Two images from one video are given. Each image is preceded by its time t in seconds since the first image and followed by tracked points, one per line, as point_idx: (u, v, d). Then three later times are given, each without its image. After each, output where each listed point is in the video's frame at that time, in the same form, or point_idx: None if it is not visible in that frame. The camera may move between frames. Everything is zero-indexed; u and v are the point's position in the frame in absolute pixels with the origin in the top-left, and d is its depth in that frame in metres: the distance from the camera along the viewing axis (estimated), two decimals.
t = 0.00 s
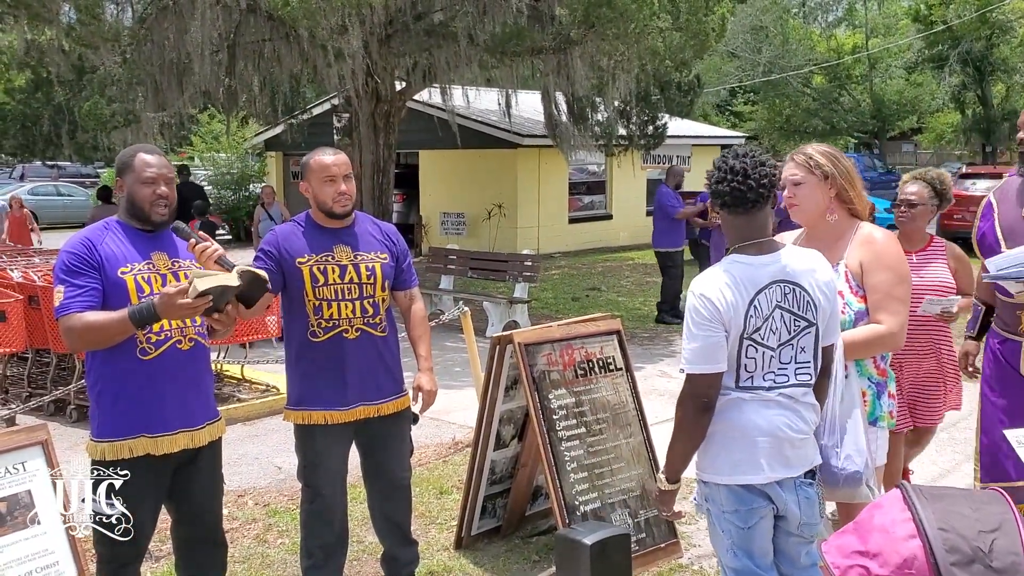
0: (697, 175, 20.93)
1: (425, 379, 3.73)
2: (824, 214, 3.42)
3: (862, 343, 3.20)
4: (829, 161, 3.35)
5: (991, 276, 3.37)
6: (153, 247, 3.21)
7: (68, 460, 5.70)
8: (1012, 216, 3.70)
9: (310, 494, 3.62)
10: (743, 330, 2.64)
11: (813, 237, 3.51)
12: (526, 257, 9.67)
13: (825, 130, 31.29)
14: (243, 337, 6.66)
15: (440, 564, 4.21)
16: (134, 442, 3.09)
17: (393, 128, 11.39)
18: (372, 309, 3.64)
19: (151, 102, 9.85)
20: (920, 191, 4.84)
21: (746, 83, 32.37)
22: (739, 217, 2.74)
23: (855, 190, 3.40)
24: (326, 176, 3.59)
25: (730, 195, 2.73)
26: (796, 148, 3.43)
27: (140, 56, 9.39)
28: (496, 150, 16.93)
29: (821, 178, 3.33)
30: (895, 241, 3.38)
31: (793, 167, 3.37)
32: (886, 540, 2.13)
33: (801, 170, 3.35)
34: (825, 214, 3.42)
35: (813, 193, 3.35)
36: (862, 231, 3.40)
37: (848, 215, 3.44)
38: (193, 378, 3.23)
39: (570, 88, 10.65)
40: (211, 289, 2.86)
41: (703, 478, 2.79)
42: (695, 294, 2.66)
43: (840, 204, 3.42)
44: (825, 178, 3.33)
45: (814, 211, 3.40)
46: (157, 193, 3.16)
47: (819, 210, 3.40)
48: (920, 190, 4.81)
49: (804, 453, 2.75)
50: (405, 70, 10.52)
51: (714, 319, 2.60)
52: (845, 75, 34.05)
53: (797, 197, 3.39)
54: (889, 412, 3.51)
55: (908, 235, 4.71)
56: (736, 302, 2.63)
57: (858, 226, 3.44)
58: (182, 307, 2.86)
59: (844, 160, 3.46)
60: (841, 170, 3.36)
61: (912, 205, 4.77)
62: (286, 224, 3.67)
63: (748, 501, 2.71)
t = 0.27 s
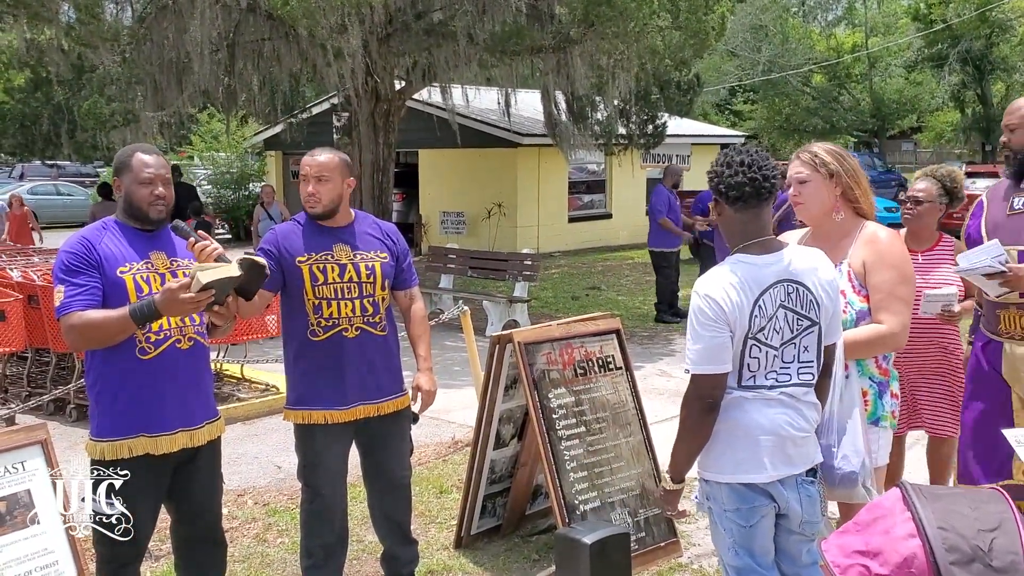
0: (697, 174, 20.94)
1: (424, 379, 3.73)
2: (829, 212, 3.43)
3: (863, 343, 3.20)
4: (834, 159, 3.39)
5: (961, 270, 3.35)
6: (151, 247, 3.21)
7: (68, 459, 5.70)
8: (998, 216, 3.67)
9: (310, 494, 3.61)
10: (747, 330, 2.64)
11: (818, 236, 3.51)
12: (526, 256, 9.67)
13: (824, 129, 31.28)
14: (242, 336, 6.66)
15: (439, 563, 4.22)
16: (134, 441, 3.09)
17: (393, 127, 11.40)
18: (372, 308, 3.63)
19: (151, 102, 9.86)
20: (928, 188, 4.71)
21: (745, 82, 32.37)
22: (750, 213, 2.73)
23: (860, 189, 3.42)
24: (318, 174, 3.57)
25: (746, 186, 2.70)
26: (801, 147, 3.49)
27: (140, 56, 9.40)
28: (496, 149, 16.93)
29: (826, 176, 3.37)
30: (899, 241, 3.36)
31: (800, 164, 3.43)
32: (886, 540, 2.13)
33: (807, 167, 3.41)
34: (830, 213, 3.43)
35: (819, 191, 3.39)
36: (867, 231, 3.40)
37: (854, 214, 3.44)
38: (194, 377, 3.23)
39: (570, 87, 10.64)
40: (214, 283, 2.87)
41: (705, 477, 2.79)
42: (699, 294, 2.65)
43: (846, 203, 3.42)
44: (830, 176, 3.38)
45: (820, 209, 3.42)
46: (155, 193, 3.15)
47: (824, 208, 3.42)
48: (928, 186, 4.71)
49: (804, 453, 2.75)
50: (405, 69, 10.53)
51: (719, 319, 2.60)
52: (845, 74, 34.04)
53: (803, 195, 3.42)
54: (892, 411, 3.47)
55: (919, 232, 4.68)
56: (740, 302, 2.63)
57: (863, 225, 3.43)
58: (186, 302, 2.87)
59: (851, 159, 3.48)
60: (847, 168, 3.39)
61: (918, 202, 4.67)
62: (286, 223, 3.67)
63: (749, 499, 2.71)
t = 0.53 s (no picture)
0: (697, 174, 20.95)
1: (424, 379, 3.73)
2: (834, 211, 3.43)
3: (866, 344, 3.20)
4: (840, 158, 3.40)
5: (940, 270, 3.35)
6: (151, 246, 3.21)
7: (68, 459, 5.70)
8: (996, 214, 3.63)
9: (310, 493, 3.61)
10: (755, 330, 2.64)
11: (823, 234, 3.51)
12: (525, 256, 9.66)
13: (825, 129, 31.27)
14: (242, 337, 6.66)
15: (440, 563, 4.22)
16: (136, 440, 3.09)
17: (393, 127, 11.39)
18: (372, 308, 3.63)
19: (151, 101, 9.85)
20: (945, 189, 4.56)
21: (745, 82, 32.40)
22: (759, 213, 2.73)
23: (865, 188, 3.42)
24: (323, 175, 3.57)
25: (759, 184, 2.69)
26: (807, 145, 3.50)
27: (139, 56, 9.40)
28: (496, 149, 16.93)
29: (832, 175, 3.38)
30: (903, 241, 3.36)
31: (805, 163, 3.43)
32: (884, 539, 2.13)
33: (812, 166, 3.41)
34: (836, 212, 3.43)
35: (825, 189, 3.39)
36: (871, 230, 3.39)
37: (859, 213, 3.45)
38: (195, 376, 3.24)
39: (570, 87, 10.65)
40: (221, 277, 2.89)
41: (708, 477, 2.78)
42: (707, 294, 2.64)
43: (851, 203, 3.42)
44: (836, 175, 3.38)
45: (825, 208, 3.42)
46: (155, 194, 3.15)
47: (828, 207, 3.43)
48: (946, 188, 4.53)
49: (806, 452, 2.76)
50: (405, 69, 10.54)
51: (728, 319, 2.59)
52: (845, 75, 34.06)
53: (808, 193, 3.43)
54: (895, 411, 3.47)
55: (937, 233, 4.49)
56: (748, 302, 2.63)
57: (867, 225, 3.43)
58: (192, 297, 2.88)
59: (857, 158, 3.49)
60: (853, 167, 3.40)
61: (936, 203, 4.50)
62: (286, 223, 3.67)
63: (752, 499, 2.72)
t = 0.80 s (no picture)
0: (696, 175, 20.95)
1: (423, 380, 3.73)
2: (837, 212, 3.43)
3: (868, 345, 3.20)
4: (843, 159, 3.40)
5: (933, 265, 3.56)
6: (151, 247, 3.21)
7: (67, 460, 5.70)
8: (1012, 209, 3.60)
9: (309, 494, 3.61)
10: (758, 330, 2.65)
11: (826, 235, 3.52)
12: (524, 256, 9.66)
13: (824, 129, 31.27)
14: (241, 337, 6.66)
15: (439, 563, 4.22)
16: (136, 441, 3.09)
17: (392, 127, 11.39)
18: (371, 308, 3.63)
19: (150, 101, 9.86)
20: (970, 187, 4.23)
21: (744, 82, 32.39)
22: (764, 214, 2.73)
23: (868, 188, 3.42)
24: (325, 176, 3.58)
25: (764, 185, 2.69)
26: (810, 146, 3.50)
27: (138, 57, 9.40)
28: (496, 149, 16.92)
29: (835, 176, 3.38)
30: (906, 242, 3.36)
31: (808, 163, 3.44)
32: (883, 539, 2.13)
33: (816, 167, 3.41)
34: (838, 213, 3.44)
35: (827, 190, 3.39)
36: (874, 231, 3.40)
37: (862, 214, 3.45)
38: (195, 376, 3.24)
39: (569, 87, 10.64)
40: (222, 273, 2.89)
41: (709, 478, 2.78)
42: (709, 294, 2.64)
43: (854, 203, 3.43)
44: (839, 175, 3.39)
45: (828, 209, 3.43)
46: (155, 195, 3.15)
47: (831, 208, 3.43)
48: (971, 188, 4.21)
49: (807, 453, 2.76)
50: (404, 69, 10.55)
51: (731, 320, 2.60)
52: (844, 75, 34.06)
53: (811, 194, 3.43)
54: (898, 412, 3.47)
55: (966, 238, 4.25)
56: (751, 302, 2.63)
57: (870, 225, 3.43)
58: (193, 294, 2.89)
59: (859, 158, 3.49)
60: (855, 167, 3.40)
61: (960, 208, 4.20)
62: (287, 223, 3.68)
63: (753, 500, 2.72)
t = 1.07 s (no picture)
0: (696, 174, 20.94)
1: (423, 381, 3.73)
2: (837, 212, 3.44)
3: (869, 347, 3.19)
4: (844, 159, 3.40)
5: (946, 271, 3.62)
6: (149, 247, 3.21)
7: (66, 460, 5.70)
8: None
9: (309, 494, 3.61)
10: (757, 330, 2.65)
11: (827, 235, 3.52)
12: (524, 256, 9.66)
13: (823, 129, 31.27)
14: (241, 337, 6.66)
15: (438, 563, 4.22)
16: (135, 441, 3.09)
17: (392, 127, 11.38)
18: (370, 308, 3.63)
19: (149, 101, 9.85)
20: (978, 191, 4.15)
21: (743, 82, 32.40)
22: (764, 214, 2.73)
23: (870, 189, 3.42)
24: (324, 176, 3.58)
25: (766, 184, 2.69)
26: (812, 146, 3.50)
27: (137, 56, 9.39)
28: (495, 148, 16.91)
29: (836, 176, 3.38)
30: (907, 242, 3.35)
31: (810, 163, 3.44)
32: (883, 539, 2.13)
33: (817, 167, 3.42)
34: (840, 213, 3.44)
35: (828, 190, 3.39)
36: (875, 231, 3.39)
37: (863, 214, 3.45)
38: (195, 376, 3.24)
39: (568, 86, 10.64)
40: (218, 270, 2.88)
41: (709, 478, 2.78)
42: (708, 294, 2.64)
43: (855, 203, 3.43)
44: (840, 175, 3.39)
45: (829, 209, 3.43)
46: (153, 195, 3.14)
47: (832, 208, 3.43)
48: (977, 189, 4.13)
49: (806, 453, 2.77)
50: (403, 69, 10.54)
51: (730, 319, 2.59)
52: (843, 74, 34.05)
53: (812, 194, 3.43)
54: (898, 412, 3.47)
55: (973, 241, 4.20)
56: (751, 302, 2.63)
57: (871, 226, 3.43)
58: (187, 293, 2.87)
59: (861, 158, 3.49)
60: (856, 167, 3.40)
61: (968, 211, 4.13)
62: (287, 223, 3.67)
63: (753, 500, 2.72)
